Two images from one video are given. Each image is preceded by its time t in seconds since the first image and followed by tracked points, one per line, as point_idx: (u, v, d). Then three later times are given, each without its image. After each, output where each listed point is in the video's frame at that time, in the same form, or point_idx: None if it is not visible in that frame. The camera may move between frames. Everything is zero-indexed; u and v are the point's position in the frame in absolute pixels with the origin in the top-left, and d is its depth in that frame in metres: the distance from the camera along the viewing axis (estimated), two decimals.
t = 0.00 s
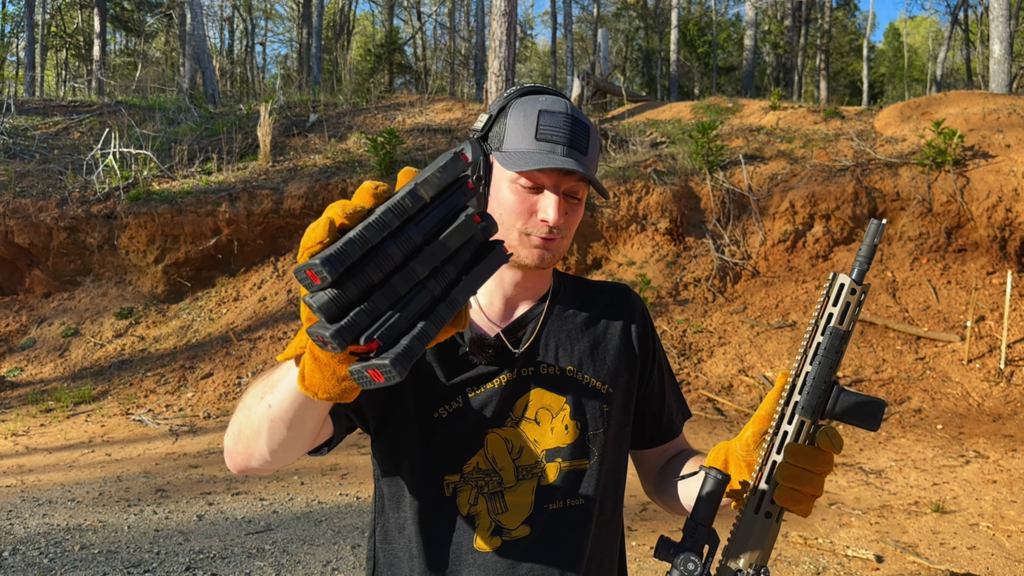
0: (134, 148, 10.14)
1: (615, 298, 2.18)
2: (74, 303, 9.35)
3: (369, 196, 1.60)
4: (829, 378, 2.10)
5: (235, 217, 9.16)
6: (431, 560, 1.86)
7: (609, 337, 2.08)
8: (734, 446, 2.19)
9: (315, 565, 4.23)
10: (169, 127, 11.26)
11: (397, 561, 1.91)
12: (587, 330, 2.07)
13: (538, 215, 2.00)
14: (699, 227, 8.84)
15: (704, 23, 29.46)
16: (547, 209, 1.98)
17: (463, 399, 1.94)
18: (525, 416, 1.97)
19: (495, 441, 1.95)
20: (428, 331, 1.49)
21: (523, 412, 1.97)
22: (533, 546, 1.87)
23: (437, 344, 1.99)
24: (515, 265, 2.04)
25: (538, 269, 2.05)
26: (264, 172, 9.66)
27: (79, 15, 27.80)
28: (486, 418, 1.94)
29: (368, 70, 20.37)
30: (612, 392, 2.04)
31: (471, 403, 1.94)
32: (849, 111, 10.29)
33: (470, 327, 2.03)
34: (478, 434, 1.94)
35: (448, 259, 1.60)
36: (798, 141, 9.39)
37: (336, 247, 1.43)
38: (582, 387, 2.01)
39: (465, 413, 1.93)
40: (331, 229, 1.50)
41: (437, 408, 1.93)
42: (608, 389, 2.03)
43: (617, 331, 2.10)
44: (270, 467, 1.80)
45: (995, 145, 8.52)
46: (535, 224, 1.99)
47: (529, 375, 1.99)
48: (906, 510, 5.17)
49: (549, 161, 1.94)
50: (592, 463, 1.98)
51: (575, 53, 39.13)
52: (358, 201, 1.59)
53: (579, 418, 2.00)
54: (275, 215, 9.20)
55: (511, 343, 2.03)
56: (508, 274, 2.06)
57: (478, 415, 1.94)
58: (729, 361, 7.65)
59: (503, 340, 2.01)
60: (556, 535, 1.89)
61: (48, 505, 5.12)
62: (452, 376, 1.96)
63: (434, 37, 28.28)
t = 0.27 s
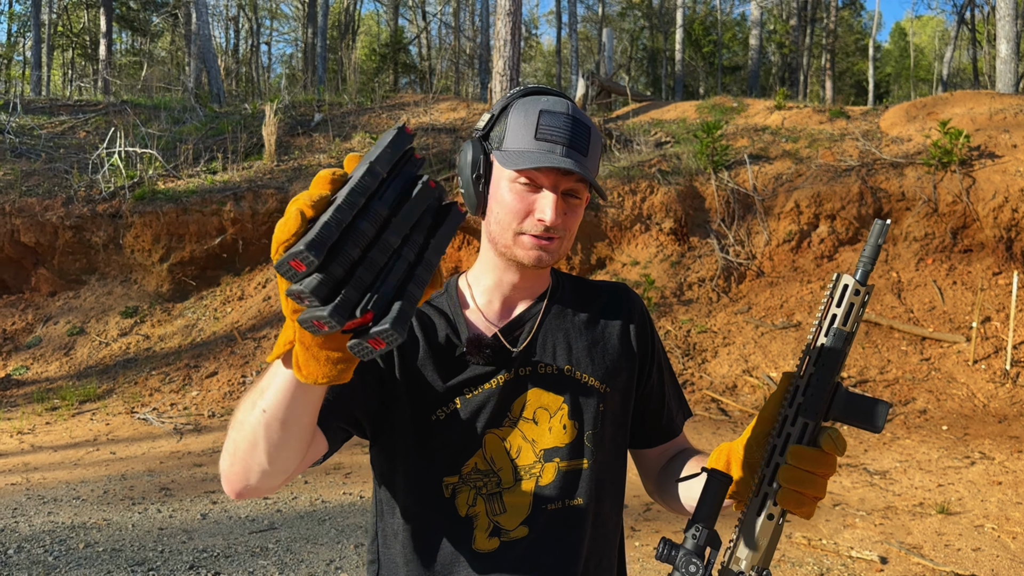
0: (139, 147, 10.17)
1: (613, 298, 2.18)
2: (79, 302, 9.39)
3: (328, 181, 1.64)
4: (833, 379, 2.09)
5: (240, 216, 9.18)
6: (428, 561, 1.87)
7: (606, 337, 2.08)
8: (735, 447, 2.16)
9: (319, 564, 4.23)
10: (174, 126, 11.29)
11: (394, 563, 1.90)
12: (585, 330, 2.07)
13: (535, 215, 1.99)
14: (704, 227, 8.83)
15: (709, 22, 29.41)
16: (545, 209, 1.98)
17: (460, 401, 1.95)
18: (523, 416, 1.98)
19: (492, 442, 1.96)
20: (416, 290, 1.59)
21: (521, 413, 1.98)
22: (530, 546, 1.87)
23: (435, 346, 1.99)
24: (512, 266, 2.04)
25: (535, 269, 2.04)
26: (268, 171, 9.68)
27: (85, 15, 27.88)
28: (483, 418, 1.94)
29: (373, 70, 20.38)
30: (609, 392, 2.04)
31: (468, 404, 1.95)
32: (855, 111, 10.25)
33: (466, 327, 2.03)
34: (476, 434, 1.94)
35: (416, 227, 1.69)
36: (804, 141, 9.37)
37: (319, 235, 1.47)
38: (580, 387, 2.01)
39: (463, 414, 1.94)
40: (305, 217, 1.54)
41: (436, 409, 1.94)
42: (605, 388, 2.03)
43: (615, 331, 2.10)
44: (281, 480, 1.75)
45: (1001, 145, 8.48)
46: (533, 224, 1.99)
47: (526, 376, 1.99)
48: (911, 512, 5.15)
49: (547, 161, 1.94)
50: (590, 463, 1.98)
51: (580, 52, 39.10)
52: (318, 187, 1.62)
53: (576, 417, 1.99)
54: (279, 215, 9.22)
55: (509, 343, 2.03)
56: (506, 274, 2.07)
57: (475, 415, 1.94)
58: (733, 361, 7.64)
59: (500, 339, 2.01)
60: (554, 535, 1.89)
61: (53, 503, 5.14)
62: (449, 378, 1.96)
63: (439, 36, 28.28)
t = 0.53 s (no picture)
0: (145, 145, 10.18)
1: (619, 299, 2.16)
2: (85, 299, 9.41)
3: (212, 159, 1.66)
4: (842, 381, 2.06)
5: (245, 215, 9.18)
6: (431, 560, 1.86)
7: (611, 337, 2.07)
8: (744, 447, 2.15)
9: (323, 563, 4.23)
10: (180, 124, 11.31)
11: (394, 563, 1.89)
12: (590, 330, 2.06)
13: (544, 215, 1.98)
14: (709, 226, 8.80)
15: (715, 21, 29.32)
16: (555, 209, 1.96)
17: (464, 401, 1.94)
18: (527, 416, 1.97)
19: (496, 442, 1.95)
20: (343, 182, 1.67)
21: (525, 413, 1.97)
22: (534, 547, 1.86)
23: (439, 346, 1.97)
24: (518, 265, 2.03)
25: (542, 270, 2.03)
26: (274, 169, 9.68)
27: (92, 13, 27.94)
28: (487, 419, 1.93)
29: (379, 68, 20.37)
30: (614, 393, 2.02)
31: (472, 404, 1.93)
32: (861, 110, 10.20)
33: (470, 326, 2.02)
34: (479, 434, 1.93)
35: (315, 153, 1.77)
36: (810, 140, 9.33)
37: (236, 188, 1.50)
38: (584, 387, 1.99)
39: (467, 414, 1.93)
40: (214, 188, 1.56)
41: (440, 410, 1.93)
42: (610, 389, 2.02)
43: (621, 331, 2.09)
44: (304, 482, 1.67)
45: (1009, 144, 8.42)
46: (541, 223, 1.98)
47: (530, 376, 1.98)
48: (917, 512, 5.12)
49: (559, 162, 1.93)
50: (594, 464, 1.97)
51: (586, 51, 39.06)
52: (207, 167, 1.63)
53: (580, 418, 1.98)
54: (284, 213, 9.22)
55: (513, 342, 2.02)
56: (512, 273, 2.06)
57: (478, 415, 1.93)
58: (738, 361, 7.61)
59: (504, 338, 2.00)
60: (556, 536, 1.87)
61: (58, 500, 5.15)
62: (453, 378, 1.94)
63: (444, 35, 28.27)
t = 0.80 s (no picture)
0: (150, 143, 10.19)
1: (624, 296, 2.15)
2: (90, 297, 9.42)
3: (209, 153, 1.67)
4: (846, 379, 2.04)
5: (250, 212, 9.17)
6: (431, 559, 1.85)
7: (615, 334, 2.05)
8: (748, 446, 2.17)
9: (327, 561, 4.22)
10: (185, 122, 11.32)
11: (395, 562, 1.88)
12: (593, 327, 2.04)
13: (544, 209, 1.97)
14: (714, 225, 8.77)
15: (720, 19, 29.24)
16: (555, 204, 1.95)
17: (464, 398, 1.92)
18: (528, 414, 1.95)
19: (497, 439, 1.93)
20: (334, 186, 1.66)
21: (526, 410, 1.96)
22: (535, 546, 1.84)
23: (438, 343, 1.96)
24: (521, 261, 2.02)
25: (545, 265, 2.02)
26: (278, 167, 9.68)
27: (97, 11, 27.98)
28: (488, 416, 1.92)
29: (383, 66, 20.35)
30: (617, 390, 2.00)
31: (472, 402, 1.92)
32: (867, 109, 10.15)
33: (471, 323, 2.01)
34: (480, 432, 1.92)
35: (314, 151, 1.76)
36: (815, 138, 9.29)
37: (223, 185, 1.51)
38: (586, 385, 1.98)
39: (468, 412, 1.92)
40: (206, 182, 1.57)
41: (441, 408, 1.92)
42: (613, 386, 1.99)
43: (624, 328, 2.07)
44: (290, 477, 1.67)
45: (1015, 143, 8.37)
46: (543, 218, 1.96)
47: (532, 373, 1.96)
48: (922, 512, 5.09)
49: (559, 155, 1.91)
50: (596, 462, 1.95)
51: (590, 49, 39.02)
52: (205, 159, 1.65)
53: (582, 416, 1.96)
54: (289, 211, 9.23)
55: (514, 339, 2.00)
56: (515, 269, 2.05)
57: (479, 412, 1.92)
58: (743, 360, 7.58)
59: (504, 336, 1.99)
60: (558, 534, 1.85)
61: (63, 497, 5.15)
62: (452, 375, 1.93)
63: (449, 33, 28.24)
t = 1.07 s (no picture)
0: (153, 140, 10.20)
1: (623, 294, 2.13)
2: (92, 294, 9.43)
3: (207, 151, 1.66)
4: (847, 378, 2.02)
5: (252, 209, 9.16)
6: (430, 557, 1.84)
7: (613, 332, 2.03)
8: (749, 446, 2.16)
9: (328, 558, 4.22)
10: (188, 119, 11.31)
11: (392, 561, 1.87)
12: (593, 325, 2.03)
13: (542, 206, 1.96)
14: (717, 223, 8.75)
15: (724, 17, 29.17)
16: (554, 201, 1.94)
17: (462, 396, 1.92)
18: (526, 413, 1.95)
19: (495, 437, 1.93)
20: (333, 186, 1.65)
21: (524, 408, 1.95)
22: (533, 545, 1.83)
23: (436, 341, 1.95)
24: (520, 259, 2.01)
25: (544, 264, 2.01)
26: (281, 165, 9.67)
27: (100, 8, 27.97)
28: (486, 415, 1.91)
29: (386, 63, 20.34)
30: (617, 388, 1.99)
31: (471, 400, 1.91)
32: (870, 107, 10.11)
33: (469, 321, 2.00)
34: (479, 430, 1.91)
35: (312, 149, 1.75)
36: (819, 136, 9.27)
37: (220, 185, 1.50)
38: (585, 383, 1.97)
39: (466, 411, 1.91)
40: (203, 182, 1.56)
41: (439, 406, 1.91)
42: (613, 385, 1.98)
43: (624, 326, 2.06)
44: (286, 475, 1.66)
45: (1019, 141, 8.33)
46: (542, 216, 1.95)
47: (530, 372, 1.96)
48: (925, 511, 5.07)
49: (559, 154, 1.90)
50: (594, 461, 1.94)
51: (593, 47, 38.97)
52: (201, 158, 1.64)
53: (580, 414, 1.95)
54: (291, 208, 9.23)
55: (513, 337, 1.99)
56: (514, 267, 2.04)
57: (478, 411, 1.91)
58: (745, 358, 7.56)
59: (502, 334, 1.98)
60: (557, 533, 1.84)
61: (65, 494, 5.16)
62: (449, 374, 1.93)
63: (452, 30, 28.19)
